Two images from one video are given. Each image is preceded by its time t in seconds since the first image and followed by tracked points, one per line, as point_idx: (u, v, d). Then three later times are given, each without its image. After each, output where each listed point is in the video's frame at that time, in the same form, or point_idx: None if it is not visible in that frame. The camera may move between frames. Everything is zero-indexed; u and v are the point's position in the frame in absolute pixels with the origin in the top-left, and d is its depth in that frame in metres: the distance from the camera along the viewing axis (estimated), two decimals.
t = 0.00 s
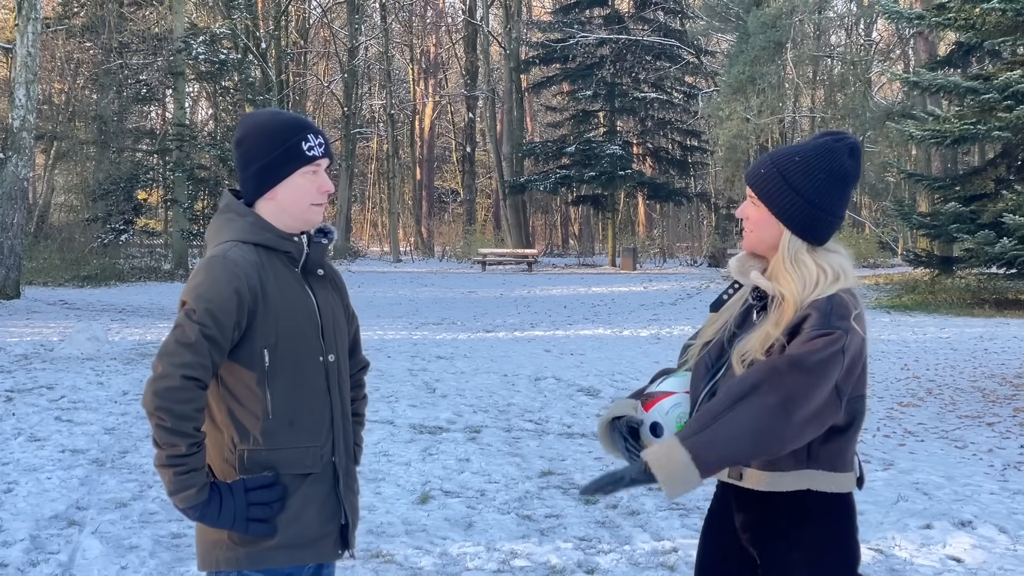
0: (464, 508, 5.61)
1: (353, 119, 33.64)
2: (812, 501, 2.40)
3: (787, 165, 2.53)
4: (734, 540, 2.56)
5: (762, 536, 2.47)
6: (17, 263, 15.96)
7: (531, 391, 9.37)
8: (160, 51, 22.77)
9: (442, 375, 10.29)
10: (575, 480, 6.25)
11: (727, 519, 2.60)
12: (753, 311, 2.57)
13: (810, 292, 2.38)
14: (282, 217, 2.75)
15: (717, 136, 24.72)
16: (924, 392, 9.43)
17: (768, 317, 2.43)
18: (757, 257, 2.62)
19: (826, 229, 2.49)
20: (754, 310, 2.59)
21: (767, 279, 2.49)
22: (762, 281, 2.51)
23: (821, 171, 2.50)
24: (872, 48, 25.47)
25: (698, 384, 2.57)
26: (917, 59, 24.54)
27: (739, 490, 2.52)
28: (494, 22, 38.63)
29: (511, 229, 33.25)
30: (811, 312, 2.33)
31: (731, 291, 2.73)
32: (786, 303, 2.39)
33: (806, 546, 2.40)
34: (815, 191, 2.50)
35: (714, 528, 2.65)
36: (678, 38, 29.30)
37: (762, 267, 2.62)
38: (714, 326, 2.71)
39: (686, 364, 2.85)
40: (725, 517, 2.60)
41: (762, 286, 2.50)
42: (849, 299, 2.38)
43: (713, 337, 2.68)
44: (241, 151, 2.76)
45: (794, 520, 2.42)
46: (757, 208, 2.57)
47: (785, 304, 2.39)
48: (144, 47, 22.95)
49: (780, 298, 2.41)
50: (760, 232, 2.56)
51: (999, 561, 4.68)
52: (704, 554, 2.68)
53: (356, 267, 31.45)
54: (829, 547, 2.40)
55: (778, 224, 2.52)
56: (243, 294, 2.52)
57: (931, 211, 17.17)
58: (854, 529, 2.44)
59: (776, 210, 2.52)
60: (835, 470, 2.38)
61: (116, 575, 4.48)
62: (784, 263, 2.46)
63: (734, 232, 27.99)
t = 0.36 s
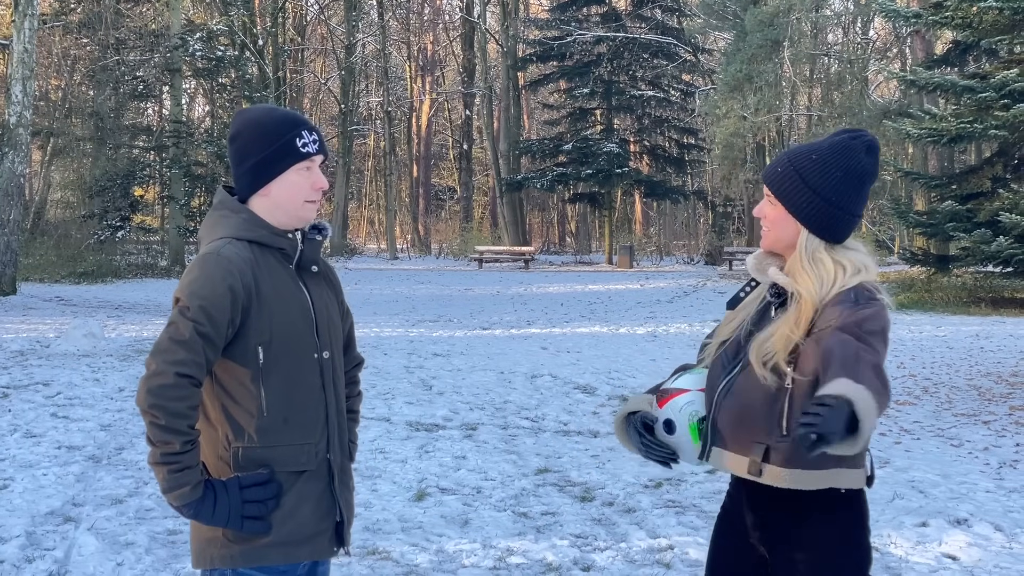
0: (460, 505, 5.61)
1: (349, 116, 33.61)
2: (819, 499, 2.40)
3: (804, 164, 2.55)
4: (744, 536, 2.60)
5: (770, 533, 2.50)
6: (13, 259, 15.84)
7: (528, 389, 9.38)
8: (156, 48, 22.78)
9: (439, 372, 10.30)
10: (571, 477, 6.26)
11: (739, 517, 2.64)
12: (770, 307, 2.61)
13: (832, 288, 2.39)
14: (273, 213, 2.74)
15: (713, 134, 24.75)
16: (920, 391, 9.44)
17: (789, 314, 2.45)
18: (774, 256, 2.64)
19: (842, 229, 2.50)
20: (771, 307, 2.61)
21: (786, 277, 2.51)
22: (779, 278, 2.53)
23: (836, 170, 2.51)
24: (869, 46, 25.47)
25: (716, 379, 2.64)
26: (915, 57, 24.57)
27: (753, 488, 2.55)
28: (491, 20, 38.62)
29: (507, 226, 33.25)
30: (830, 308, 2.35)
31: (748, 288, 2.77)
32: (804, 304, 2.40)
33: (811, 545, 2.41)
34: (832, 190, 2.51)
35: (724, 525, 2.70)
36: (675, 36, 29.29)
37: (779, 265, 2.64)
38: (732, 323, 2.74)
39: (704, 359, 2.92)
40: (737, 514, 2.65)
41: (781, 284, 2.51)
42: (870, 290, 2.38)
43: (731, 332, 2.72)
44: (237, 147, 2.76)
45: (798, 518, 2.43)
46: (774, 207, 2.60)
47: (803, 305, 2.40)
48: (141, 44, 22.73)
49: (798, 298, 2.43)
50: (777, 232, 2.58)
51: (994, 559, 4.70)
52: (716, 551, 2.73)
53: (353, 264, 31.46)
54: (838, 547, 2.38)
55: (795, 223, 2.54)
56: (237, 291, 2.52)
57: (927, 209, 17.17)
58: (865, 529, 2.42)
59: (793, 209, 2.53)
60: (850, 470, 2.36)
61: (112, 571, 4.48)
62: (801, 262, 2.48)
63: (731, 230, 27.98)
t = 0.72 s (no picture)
0: (455, 502, 5.62)
1: (345, 113, 33.55)
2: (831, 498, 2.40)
3: (819, 163, 2.54)
4: (745, 535, 2.57)
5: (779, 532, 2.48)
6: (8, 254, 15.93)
7: (524, 386, 9.39)
8: (152, 44, 22.97)
9: (434, 369, 10.29)
10: (567, 474, 6.26)
11: (742, 517, 2.60)
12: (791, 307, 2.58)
13: (863, 294, 2.38)
14: (265, 208, 2.74)
15: (709, 131, 24.80)
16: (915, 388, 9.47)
17: (820, 317, 2.44)
18: (790, 254, 2.62)
19: (857, 227, 2.50)
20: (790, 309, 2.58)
21: (813, 278, 2.49)
22: (804, 279, 2.51)
23: (852, 171, 2.51)
24: (865, 44, 25.50)
25: (736, 382, 2.59)
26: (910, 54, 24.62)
27: (758, 486, 2.53)
28: (487, 17, 38.61)
29: (503, 223, 33.26)
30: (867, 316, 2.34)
31: (762, 287, 2.74)
32: (836, 306, 2.40)
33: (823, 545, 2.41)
34: (849, 190, 2.51)
35: (724, 524, 2.65)
36: (671, 33, 29.27)
37: (795, 263, 2.63)
38: (745, 322, 2.70)
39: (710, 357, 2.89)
40: (740, 513, 2.60)
41: (806, 286, 2.50)
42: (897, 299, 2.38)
43: (746, 333, 2.68)
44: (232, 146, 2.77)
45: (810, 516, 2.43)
46: (789, 206, 2.58)
47: (836, 307, 2.40)
48: (137, 40, 22.81)
49: (829, 299, 2.42)
50: (793, 231, 2.57)
51: (988, 556, 4.71)
52: (713, 550, 2.67)
53: (349, 261, 31.42)
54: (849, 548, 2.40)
55: (812, 223, 2.54)
56: (231, 286, 2.51)
57: (922, 207, 17.19)
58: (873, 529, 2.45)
59: (809, 209, 2.53)
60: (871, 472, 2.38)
61: (107, 567, 4.47)
62: (826, 261, 2.47)
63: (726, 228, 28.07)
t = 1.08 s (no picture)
0: (449, 499, 5.62)
1: (340, 110, 33.45)
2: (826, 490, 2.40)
3: (818, 155, 2.52)
4: (737, 530, 2.54)
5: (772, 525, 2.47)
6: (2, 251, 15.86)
7: (518, 383, 9.39)
8: (146, 39, 22.61)
9: (428, 366, 10.28)
10: (560, 471, 6.27)
11: (733, 510, 2.57)
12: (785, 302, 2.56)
13: (854, 293, 2.37)
14: (260, 203, 2.73)
15: (704, 129, 24.82)
16: (909, 385, 9.50)
17: (810, 314, 2.42)
18: (785, 248, 2.60)
19: (853, 221, 2.50)
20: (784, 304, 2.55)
21: (807, 274, 2.47)
22: (801, 275, 2.49)
23: (848, 166, 2.50)
24: (860, 42, 25.51)
25: (729, 378, 2.55)
26: (905, 52, 24.67)
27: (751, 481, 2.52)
28: (482, 13, 38.58)
29: (498, 220, 33.20)
30: (855, 315, 2.33)
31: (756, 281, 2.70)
32: (831, 300, 2.37)
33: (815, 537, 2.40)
34: (850, 183, 2.50)
35: (716, 518, 2.62)
36: (666, 30, 29.25)
37: (790, 258, 2.61)
38: (737, 315, 2.68)
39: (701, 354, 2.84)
40: (730, 506, 2.58)
41: (800, 282, 2.48)
42: (884, 302, 2.39)
43: (739, 325, 2.66)
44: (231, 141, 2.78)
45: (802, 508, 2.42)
46: (787, 200, 2.56)
47: (830, 301, 2.37)
48: (130, 36, 22.61)
49: (822, 293, 2.40)
50: (791, 224, 2.55)
51: (981, 553, 4.73)
52: (704, 548, 2.64)
53: (343, 258, 31.36)
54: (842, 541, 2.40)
55: (810, 216, 2.52)
56: (228, 284, 2.51)
57: (916, 204, 17.19)
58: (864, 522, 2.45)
59: (809, 203, 2.51)
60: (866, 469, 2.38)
61: (100, 564, 4.46)
62: (823, 255, 2.46)
63: (721, 225, 28.09)
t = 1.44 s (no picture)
0: (443, 496, 5.62)
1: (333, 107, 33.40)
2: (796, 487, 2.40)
3: (782, 153, 2.53)
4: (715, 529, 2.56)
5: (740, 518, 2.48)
6: None
7: (512, 380, 9.40)
8: (139, 36, 22.70)
9: (422, 363, 10.27)
10: (554, 468, 6.28)
11: (709, 505, 2.60)
12: (747, 299, 2.58)
13: (806, 286, 2.39)
14: (276, 202, 2.71)
15: (697, 127, 24.86)
16: (902, 383, 9.53)
17: (767, 308, 2.43)
18: (752, 247, 2.61)
19: (820, 219, 2.50)
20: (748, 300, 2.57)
21: (764, 270, 2.49)
22: (758, 271, 2.51)
23: (810, 164, 2.50)
24: (853, 40, 25.60)
25: (690, 370, 2.56)
26: (898, 50, 24.75)
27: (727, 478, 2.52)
28: (476, 11, 38.56)
29: (491, 218, 33.20)
30: (803, 307, 2.33)
31: (722, 279, 2.73)
32: (781, 294, 2.39)
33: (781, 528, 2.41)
34: (811, 181, 2.50)
35: (693, 519, 2.64)
36: (660, 28, 29.28)
37: (756, 257, 2.62)
38: (706, 313, 2.70)
39: (670, 352, 2.84)
40: (708, 503, 2.60)
41: (758, 276, 2.50)
42: (841, 295, 2.38)
43: (708, 321, 2.66)
44: (233, 139, 2.73)
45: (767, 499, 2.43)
46: (752, 197, 2.56)
47: (780, 297, 2.39)
48: (124, 32, 22.69)
49: (775, 289, 2.42)
50: (757, 221, 2.55)
51: (975, 551, 4.74)
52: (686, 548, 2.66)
53: (337, 255, 31.35)
54: (804, 537, 2.40)
55: (772, 211, 2.52)
56: (231, 281, 2.50)
57: (909, 202, 17.25)
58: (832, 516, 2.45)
59: (772, 199, 2.51)
60: (835, 464, 2.37)
61: (93, 562, 4.44)
62: (781, 252, 2.47)
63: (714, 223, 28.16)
